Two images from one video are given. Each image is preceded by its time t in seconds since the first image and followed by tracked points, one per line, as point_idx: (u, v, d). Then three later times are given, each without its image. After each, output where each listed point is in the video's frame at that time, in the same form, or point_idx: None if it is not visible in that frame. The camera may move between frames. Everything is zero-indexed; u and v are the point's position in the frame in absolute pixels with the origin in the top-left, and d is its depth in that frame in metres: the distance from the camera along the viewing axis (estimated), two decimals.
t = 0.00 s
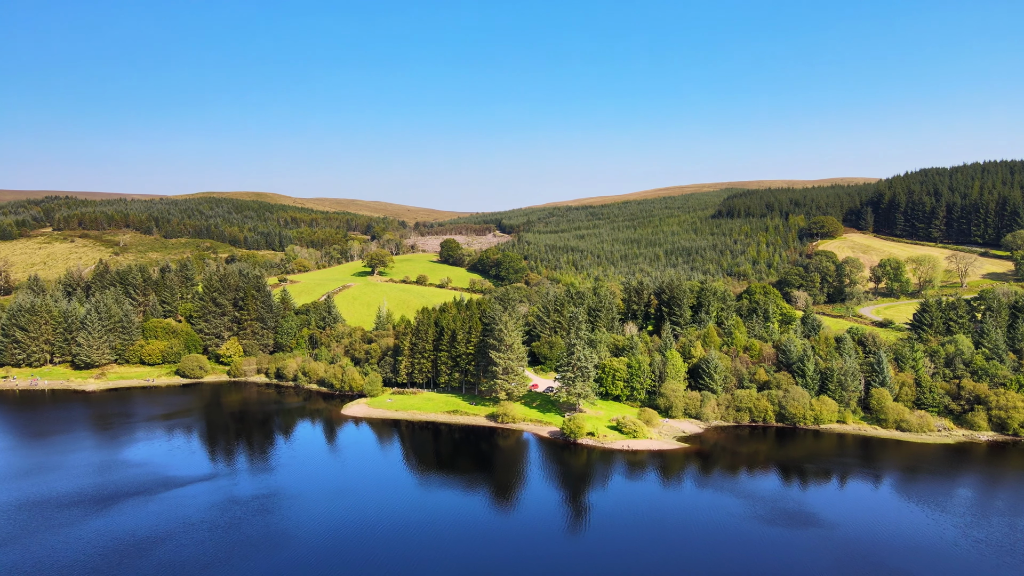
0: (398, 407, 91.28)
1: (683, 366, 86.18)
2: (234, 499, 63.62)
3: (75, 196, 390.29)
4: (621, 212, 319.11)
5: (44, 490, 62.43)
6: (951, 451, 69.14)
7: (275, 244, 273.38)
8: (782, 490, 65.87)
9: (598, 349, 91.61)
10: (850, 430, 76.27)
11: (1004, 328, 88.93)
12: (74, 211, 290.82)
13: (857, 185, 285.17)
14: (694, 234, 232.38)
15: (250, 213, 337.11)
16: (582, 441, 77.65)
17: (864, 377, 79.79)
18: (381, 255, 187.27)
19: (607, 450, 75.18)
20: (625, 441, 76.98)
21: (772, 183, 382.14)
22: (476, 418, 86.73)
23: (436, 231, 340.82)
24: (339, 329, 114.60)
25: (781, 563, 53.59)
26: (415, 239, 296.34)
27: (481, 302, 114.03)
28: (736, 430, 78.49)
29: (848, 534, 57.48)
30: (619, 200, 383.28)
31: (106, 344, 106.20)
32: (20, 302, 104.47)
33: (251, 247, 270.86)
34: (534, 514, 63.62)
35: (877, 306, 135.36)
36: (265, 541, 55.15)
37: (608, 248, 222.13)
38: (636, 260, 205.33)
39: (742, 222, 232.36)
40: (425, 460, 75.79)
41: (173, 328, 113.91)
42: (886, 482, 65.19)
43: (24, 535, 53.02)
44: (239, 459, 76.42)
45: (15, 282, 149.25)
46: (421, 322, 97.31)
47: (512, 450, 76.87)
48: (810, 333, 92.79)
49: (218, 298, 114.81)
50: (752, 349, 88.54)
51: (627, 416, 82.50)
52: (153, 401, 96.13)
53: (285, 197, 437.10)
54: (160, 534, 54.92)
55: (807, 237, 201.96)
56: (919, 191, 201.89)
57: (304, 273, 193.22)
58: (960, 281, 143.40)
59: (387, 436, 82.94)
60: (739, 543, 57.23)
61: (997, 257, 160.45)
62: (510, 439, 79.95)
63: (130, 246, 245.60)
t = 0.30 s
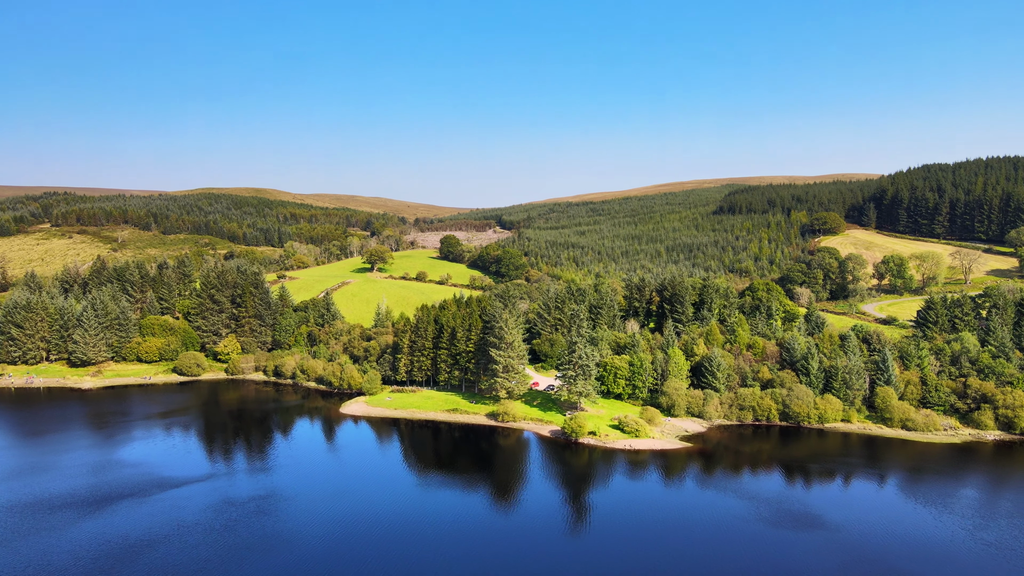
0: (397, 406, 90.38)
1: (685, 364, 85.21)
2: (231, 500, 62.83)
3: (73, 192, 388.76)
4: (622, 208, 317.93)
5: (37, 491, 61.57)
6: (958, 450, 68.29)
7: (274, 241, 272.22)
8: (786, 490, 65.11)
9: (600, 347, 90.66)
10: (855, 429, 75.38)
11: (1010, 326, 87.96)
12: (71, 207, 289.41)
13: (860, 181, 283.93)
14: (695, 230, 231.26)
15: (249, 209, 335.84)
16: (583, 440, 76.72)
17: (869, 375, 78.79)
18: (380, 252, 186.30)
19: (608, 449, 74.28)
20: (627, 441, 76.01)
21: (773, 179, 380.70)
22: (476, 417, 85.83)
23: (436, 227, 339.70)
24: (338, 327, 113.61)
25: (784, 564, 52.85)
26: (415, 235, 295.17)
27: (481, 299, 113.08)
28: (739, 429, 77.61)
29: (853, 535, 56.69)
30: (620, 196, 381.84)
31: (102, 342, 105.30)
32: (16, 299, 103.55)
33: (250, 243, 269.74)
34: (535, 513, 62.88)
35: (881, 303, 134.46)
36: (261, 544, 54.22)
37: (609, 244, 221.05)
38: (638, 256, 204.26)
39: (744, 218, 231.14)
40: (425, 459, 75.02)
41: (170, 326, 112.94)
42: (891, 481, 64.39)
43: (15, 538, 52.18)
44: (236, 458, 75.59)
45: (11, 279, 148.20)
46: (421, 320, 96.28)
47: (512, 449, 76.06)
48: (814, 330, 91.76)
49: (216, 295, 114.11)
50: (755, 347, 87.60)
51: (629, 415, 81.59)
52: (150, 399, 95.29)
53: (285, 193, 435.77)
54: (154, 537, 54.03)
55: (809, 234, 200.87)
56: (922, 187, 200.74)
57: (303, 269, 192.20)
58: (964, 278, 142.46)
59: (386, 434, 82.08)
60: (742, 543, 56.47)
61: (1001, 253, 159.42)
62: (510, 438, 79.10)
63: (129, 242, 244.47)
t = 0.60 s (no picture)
0: (397, 402, 89.55)
1: (688, 361, 84.33)
2: (228, 500, 62.06)
3: (71, 186, 387.05)
4: (623, 201, 316.41)
5: (30, 491, 60.80)
6: (963, 448, 67.45)
7: (273, 235, 270.97)
8: (789, 487, 64.36)
9: (601, 343, 89.74)
10: (859, 426, 74.53)
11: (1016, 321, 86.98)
12: (69, 201, 287.97)
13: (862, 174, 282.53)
14: (696, 224, 230.07)
15: (248, 203, 334.43)
16: (585, 438, 75.88)
17: (874, 372, 77.79)
18: (380, 246, 185.21)
19: (610, 447, 73.42)
20: (629, 438, 75.12)
21: (775, 172, 378.98)
22: (476, 414, 85.01)
23: (436, 221, 338.20)
24: (337, 322, 112.68)
25: (788, 563, 52.13)
26: (415, 229, 294.08)
27: (481, 294, 112.05)
28: (742, 426, 76.83)
29: (858, 533, 55.91)
30: (620, 190, 379.94)
31: (99, 337, 104.44)
32: (11, 294, 102.62)
33: (249, 237, 268.55)
34: (535, 512, 62.11)
35: (884, 297, 133.60)
36: (257, 545, 53.42)
37: (609, 238, 219.88)
38: (638, 251, 203.16)
39: (745, 212, 229.90)
40: (425, 456, 74.30)
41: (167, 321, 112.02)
42: (896, 479, 63.60)
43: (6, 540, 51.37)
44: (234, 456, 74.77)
45: (8, 274, 147.23)
46: (420, 315, 95.28)
47: (513, 447, 75.29)
48: (818, 326, 90.78)
49: (213, 290, 113.09)
50: (758, 343, 86.66)
51: (631, 411, 80.72)
52: (147, 394, 94.46)
53: (284, 187, 434.14)
54: (149, 538, 53.24)
55: (811, 228, 199.75)
56: (925, 181, 199.37)
57: (302, 263, 191.09)
58: (968, 272, 141.54)
59: (385, 431, 81.26)
60: (745, 541, 55.72)
61: (1005, 248, 158.39)
62: (511, 436, 78.33)
63: (127, 236, 243.24)
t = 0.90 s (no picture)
0: (396, 398, 88.78)
1: (690, 356, 83.43)
2: (224, 499, 61.29)
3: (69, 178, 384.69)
4: (623, 194, 314.71)
5: (24, 490, 60.07)
6: (969, 445, 66.63)
7: (272, 228, 269.64)
8: (793, 484, 63.59)
9: (603, 338, 88.85)
10: (864, 423, 73.69)
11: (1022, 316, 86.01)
12: (67, 193, 286.24)
13: (864, 167, 280.83)
14: (697, 217, 228.69)
15: (247, 195, 332.54)
16: (586, 434, 75.07)
17: (879, 367, 76.90)
18: (379, 239, 184.14)
19: (611, 444, 72.67)
20: (631, 435, 74.30)
21: (776, 165, 376.68)
22: (476, 410, 84.29)
23: (436, 214, 336.70)
24: (335, 316, 111.76)
25: (792, 561, 51.37)
26: (415, 222, 292.68)
27: (481, 288, 110.99)
28: (745, 423, 76.01)
29: (863, 531, 55.15)
30: (621, 183, 377.44)
31: (95, 331, 103.61)
32: (7, 288, 101.72)
33: (248, 230, 267.24)
34: (536, 509, 61.36)
35: (887, 292, 132.72)
36: (253, 546, 52.64)
37: (610, 232, 218.62)
38: (640, 244, 201.79)
39: (747, 205, 228.50)
40: (425, 453, 73.64)
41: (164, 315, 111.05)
42: (901, 477, 62.77)
43: None
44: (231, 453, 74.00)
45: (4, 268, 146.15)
46: (420, 310, 94.27)
47: (513, 443, 74.55)
48: (822, 321, 89.76)
49: (211, 284, 112.16)
50: (762, 338, 85.71)
51: (633, 408, 79.92)
52: (144, 390, 93.64)
53: (283, 179, 432.14)
54: (143, 538, 52.49)
55: (814, 221, 198.38)
56: (928, 174, 197.95)
57: (302, 257, 190.12)
58: (972, 266, 140.57)
59: (385, 427, 80.52)
60: (749, 539, 54.97)
61: (1009, 241, 157.28)
62: (512, 432, 77.59)
63: (125, 229, 241.86)
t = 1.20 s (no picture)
0: (396, 394, 87.96)
1: (693, 352, 82.54)
2: (221, 499, 60.36)
3: (67, 171, 382.94)
4: (624, 187, 312.90)
5: (17, 489, 59.32)
6: (975, 443, 65.86)
7: (271, 221, 268.21)
8: (797, 482, 62.87)
9: (604, 333, 87.90)
10: (869, 420, 72.86)
11: None
12: (65, 187, 284.76)
13: (866, 160, 278.89)
14: (699, 210, 227.19)
15: (246, 188, 330.99)
16: (588, 432, 74.22)
17: (884, 363, 75.95)
18: (379, 233, 183.01)
19: (613, 441, 71.85)
20: (633, 432, 73.41)
21: (778, 158, 374.56)
22: (476, 406, 83.48)
23: (436, 207, 334.99)
24: (334, 311, 110.87)
25: (796, 560, 50.59)
26: (415, 215, 291.05)
27: (481, 283, 109.98)
28: (749, 420, 75.18)
29: (868, 530, 54.40)
30: (622, 175, 375.10)
31: (92, 326, 102.76)
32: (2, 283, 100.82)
33: (247, 224, 265.90)
34: (537, 507, 60.64)
35: (891, 286, 131.70)
36: (250, 547, 51.67)
37: (612, 225, 217.23)
38: (641, 238, 200.50)
39: (749, 198, 226.92)
40: (424, 450, 72.97)
41: (161, 310, 110.15)
42: (906, 474, 62.07)
43: None
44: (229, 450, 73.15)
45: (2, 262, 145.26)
46: (419, 305, 93.36)
47: (513, 440, 73.80)
48: (826, 316, 88.77)
49: (209, 279, 111.25)
50: (765, 334, 84.79)
51: (635, 404, 79.05)
52: (141, 386, 92.86)
53: (282, 172, 430.21)
54: (138, 540, 51.64)
55: (816, 214, 196.93)
56: (932, 166, 196.16)
57: (301, 250, 189.01)
58: (977, 260, 139.41)
59: (384, 424, 79.74)
60: (752, 538, 54.21)
61: (1014, 235, 155.99)
62: (512, 429, 76.77)
63: (123, 223, 240.72)
